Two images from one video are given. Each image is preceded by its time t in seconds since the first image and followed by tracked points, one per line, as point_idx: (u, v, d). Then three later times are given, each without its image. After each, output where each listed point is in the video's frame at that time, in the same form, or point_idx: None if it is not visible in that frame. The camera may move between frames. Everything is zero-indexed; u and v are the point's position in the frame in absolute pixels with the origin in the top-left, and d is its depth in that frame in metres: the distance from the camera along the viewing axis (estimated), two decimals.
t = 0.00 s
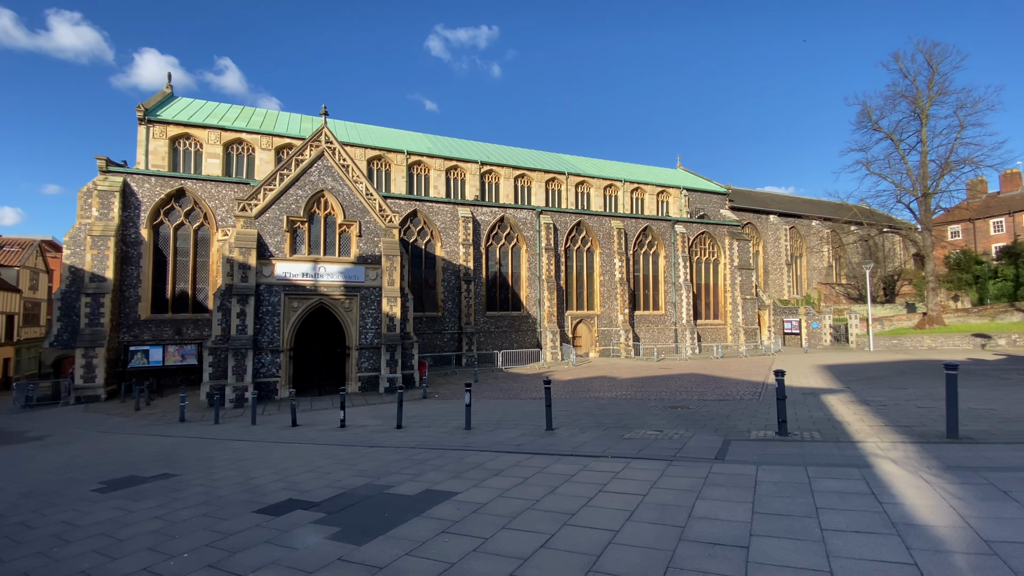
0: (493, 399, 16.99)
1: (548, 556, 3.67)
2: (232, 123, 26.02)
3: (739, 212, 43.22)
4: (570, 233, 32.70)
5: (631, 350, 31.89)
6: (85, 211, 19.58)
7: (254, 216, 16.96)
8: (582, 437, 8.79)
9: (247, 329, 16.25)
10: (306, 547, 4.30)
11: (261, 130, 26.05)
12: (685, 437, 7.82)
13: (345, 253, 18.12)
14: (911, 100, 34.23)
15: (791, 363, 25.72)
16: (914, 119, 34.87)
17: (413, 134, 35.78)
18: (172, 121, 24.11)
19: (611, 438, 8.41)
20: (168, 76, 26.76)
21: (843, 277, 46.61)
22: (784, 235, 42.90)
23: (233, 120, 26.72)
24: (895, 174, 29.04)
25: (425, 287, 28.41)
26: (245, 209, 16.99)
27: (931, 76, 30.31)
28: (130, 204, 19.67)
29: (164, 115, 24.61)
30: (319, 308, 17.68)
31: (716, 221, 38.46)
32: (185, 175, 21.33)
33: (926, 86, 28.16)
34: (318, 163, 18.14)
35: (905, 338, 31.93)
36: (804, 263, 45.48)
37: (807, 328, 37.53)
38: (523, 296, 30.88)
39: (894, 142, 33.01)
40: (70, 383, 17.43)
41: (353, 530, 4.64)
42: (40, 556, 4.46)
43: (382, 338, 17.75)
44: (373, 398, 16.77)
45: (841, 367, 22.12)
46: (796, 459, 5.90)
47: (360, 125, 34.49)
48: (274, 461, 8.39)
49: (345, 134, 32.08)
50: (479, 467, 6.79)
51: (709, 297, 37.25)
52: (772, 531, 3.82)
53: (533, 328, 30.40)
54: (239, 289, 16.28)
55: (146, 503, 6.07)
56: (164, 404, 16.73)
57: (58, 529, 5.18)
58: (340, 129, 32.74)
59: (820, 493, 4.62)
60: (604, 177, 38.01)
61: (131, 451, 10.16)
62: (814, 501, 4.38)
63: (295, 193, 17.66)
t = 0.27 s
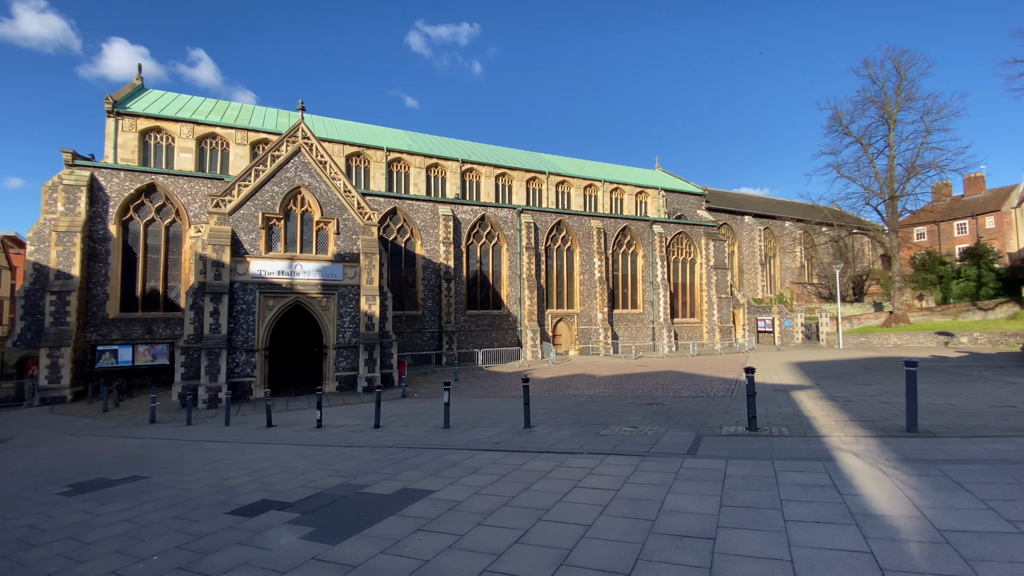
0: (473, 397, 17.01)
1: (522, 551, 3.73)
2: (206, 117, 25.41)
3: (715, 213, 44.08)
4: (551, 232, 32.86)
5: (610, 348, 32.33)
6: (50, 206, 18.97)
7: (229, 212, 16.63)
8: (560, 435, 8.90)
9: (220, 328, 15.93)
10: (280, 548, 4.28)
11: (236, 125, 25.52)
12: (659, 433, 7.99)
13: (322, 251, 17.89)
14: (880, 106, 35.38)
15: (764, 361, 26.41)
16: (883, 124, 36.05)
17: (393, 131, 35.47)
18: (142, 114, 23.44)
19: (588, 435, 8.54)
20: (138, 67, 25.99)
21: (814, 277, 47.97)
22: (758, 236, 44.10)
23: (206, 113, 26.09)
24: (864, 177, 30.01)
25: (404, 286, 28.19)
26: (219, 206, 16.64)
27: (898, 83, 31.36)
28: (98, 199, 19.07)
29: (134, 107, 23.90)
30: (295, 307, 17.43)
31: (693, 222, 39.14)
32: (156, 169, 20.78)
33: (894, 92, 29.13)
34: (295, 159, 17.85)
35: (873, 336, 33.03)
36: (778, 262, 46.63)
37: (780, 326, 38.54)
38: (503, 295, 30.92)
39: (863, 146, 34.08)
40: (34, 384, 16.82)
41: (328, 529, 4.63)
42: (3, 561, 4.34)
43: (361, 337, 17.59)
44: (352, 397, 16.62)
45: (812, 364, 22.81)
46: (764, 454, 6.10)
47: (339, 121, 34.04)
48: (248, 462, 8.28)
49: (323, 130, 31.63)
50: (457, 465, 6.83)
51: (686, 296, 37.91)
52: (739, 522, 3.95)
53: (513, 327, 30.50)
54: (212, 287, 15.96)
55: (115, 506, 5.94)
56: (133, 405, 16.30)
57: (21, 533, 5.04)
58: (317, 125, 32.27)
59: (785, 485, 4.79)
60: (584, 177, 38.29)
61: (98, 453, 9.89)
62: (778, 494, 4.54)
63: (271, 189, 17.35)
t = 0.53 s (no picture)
0: (447, 396, 17.01)
1: (486, 544, 3.81)
2: (173, 109, 24.66)
3: (688, 214, 45.00)
4: (527, 231, 32.99)
5: (585, 346, 32.73)
6: (5, 200, 17.61)
7: (196, 208, 16.23)
8: (531, 431, 9.01)
9: (187, 327, 15.54)
10: (245, 547, 4.27)
11: (205, 118, 24.84)
12: (627, 429, 8.17)
13: (294, 248, 17.60)
14: (845, 111, 36.64)
15: (733, 358, 27.17)
16: (847, 128, 37.35)
17: (368, 127, 35.04)
18: (105, 105, 22.60)
19: (559, 431, 8.67)
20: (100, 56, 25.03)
21: (782, 276, 49.47)
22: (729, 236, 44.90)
23: (174, 106, 25.32)
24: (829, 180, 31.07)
25: (379, 284, 27.91)
26: (186, 201, 16.22)
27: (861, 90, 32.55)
28: (57, 192, 18.32)
29: (96, 98, 23.03)
30: (266, 305, 17.12)
31: (667, 222, 39.84)
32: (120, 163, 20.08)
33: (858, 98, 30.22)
34: (265, 154, 17.51)
35: (838, 333, 34.25)
36: (748, 262, 47.86)
37: (749, 324, 39.63)
38: (480, 293, 30.91)
39: (829, 150, 35.26)
40: None
41: (295, 528, 4.63)
42: None
43: (333, 336, 17.38)
44: (324, 397, 16.41)
45: (778, 361, 23.55)
46: (725, 447, 6.33)
47: (312, 116, 33.46)
48: (215, 463, 8.14)
49: (295, 125, 31.06)
50: (427, 463, 6.87)
51: (659, 295, 38.58)
52: (695, 513, 4.11)
53: (490, 325, 30.60)
54: (178, 285, 15.55)
55: (74, 509, 5.79)
56: (95, 407, 15.76)
57: None
58: (290, 120, 31.66)
59: (741, 476, 4.99)
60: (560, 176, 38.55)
61: (57, 456, 9.56)
62: (733, 485, 4.74)
63: (241, 185, 16.99)
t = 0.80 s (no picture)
0: (417, 394, 16.97)
1: (443, 539, 3.89)
2: (131, 99, 23.72)
3: (658, 214, 45.97)
4: (500, 229, 33.04)
5: (557, 344, 33.10)
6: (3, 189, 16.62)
7: (155, 203, 15.70)
8: (497, 428, 9.11)
9: (146, 325, 15.04)
10: (200, 548, 4.22)
11: (166, 109, 23.99)
12: (591, 424, 8.35)
13: (259, 245, 17.22)
14: (806, 116, 37.98)
15: (699, 354, 27.93)
16: (808, 133, 38.73)
17: (338, 122, 34.44)
18: (57, 93, 21.57)
19: (525, 428, 8.79)
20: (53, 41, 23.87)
21: (747, 275, 51.05)
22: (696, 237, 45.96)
23: (133, 96, 24.35)
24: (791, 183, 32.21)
25: (349, 282, 27.53)
26: (145, 195, 15.67)
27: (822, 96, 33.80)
28: (5, 184, 17.43)
29: (48, 85, 21.97)
30: (229, 303, 16.70)
31: (637, 222, 40.55)
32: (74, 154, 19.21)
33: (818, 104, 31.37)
34: (229, 148, 17.04)
35: (799, 330, 35.58)
36: (715, 262, 49.18)
37: (715, 322, 40.80)
38: (453, 291, 30.81)
39: (791, 154, 36.51)
40: None
41: (252, 528, 4.60)
42: None
43: (300, 335, 17.07)
44: (291, 397, 16.11)
45: (742, 357, 24.36)
46: (681, 440, 6.57)
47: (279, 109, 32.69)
48: (173, 465, 7.95)
49: (262, 118, 30.29)
50: (391, 461, 6.88)
51: (630, 293, 39.22)
52: (646, 503, 4.27)
53: (463, 323, 30.57)
54: (136, 283, 15.02)
55: (20, 514, 5.59)
56: (47, 409, 15.09)
57: None
58: (256, 113, 30.86)
59: (693, 468, 5.20)
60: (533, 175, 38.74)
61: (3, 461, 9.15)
62: (684, 476, 4.94)
63: (203, 179, 16.51)
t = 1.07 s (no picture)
0: (383, 393, 16.81)
1: (397, 537, 3.90)
2: (80, 86, 22.50)
3: (626, 214, 46.83)
4: (470, 227, 32.93)
5: (527, 341, 33.31)
6: None
7: (105, 195, 15.00)
8: (460, 426, 9.15)
9: (95, 324, 14.38)
10: (144, 554, 4.09)
11: (118, 97, 22.88)
12: (553, 421, 8.49)
13: (217, 241, 16.66)
14: (766, 120, 39.33)
15: (664, 351, 28.64)
16: (768, 137, 40.12)
17: (302, 115, 33.58)
18: None
19: (488, 425, 8.85)
20: None
21: (710, 274, 52.60)
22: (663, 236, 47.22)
23: (81, 82, 23.11)
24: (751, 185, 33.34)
25: (314, 279, 26.96)
26: (93, 187, 14.94)
27: (781, 101, 35.07)
28: None
29: None
30: (186, 301, 16.11)
31: (605, 221, 41.15)
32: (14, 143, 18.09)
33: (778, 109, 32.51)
34: (185, 140, 16.41)
35: (759, 327, 36.92)
36: (681, 260, 50.45)
37: (680, 319, 41.95)
38: (422, 289, 30.56)
39: (752, 157, 37.76)
40: None
41: (202, 531, 4.50)
42: None
43: (262, 334, 16.60)
44: (251, 398, 15.65)
45: (704, 353, 25.15)
46: (638, 434, 6.76)
47: (241, 100, 31.66)
48: (121, 469, 7.65)
49: (222, 109, 29.26)
50: (350, 461, 6.83)
51: (598, 291, 39.75)
52: (597, 496, 4.39)
53: (432, 321, 30.27)
54: (84, 280, 14.32)
55: None
56: None
57: None
58: (216, 103, 29.79)
59: (645, 461, 5.37)
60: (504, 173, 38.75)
61: None
62: (636, 468, 5.10)
63: (158, 172, 15.86)
